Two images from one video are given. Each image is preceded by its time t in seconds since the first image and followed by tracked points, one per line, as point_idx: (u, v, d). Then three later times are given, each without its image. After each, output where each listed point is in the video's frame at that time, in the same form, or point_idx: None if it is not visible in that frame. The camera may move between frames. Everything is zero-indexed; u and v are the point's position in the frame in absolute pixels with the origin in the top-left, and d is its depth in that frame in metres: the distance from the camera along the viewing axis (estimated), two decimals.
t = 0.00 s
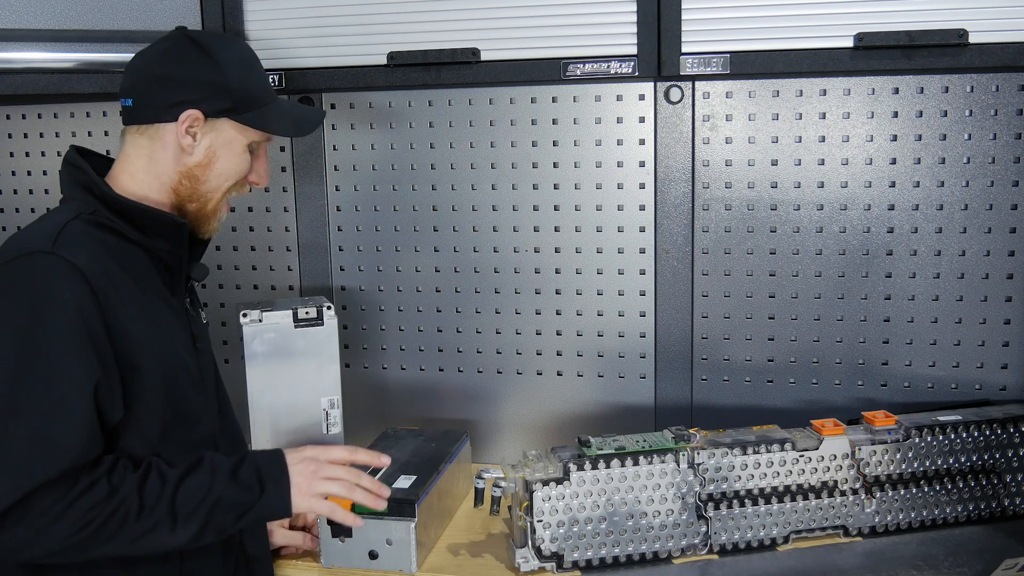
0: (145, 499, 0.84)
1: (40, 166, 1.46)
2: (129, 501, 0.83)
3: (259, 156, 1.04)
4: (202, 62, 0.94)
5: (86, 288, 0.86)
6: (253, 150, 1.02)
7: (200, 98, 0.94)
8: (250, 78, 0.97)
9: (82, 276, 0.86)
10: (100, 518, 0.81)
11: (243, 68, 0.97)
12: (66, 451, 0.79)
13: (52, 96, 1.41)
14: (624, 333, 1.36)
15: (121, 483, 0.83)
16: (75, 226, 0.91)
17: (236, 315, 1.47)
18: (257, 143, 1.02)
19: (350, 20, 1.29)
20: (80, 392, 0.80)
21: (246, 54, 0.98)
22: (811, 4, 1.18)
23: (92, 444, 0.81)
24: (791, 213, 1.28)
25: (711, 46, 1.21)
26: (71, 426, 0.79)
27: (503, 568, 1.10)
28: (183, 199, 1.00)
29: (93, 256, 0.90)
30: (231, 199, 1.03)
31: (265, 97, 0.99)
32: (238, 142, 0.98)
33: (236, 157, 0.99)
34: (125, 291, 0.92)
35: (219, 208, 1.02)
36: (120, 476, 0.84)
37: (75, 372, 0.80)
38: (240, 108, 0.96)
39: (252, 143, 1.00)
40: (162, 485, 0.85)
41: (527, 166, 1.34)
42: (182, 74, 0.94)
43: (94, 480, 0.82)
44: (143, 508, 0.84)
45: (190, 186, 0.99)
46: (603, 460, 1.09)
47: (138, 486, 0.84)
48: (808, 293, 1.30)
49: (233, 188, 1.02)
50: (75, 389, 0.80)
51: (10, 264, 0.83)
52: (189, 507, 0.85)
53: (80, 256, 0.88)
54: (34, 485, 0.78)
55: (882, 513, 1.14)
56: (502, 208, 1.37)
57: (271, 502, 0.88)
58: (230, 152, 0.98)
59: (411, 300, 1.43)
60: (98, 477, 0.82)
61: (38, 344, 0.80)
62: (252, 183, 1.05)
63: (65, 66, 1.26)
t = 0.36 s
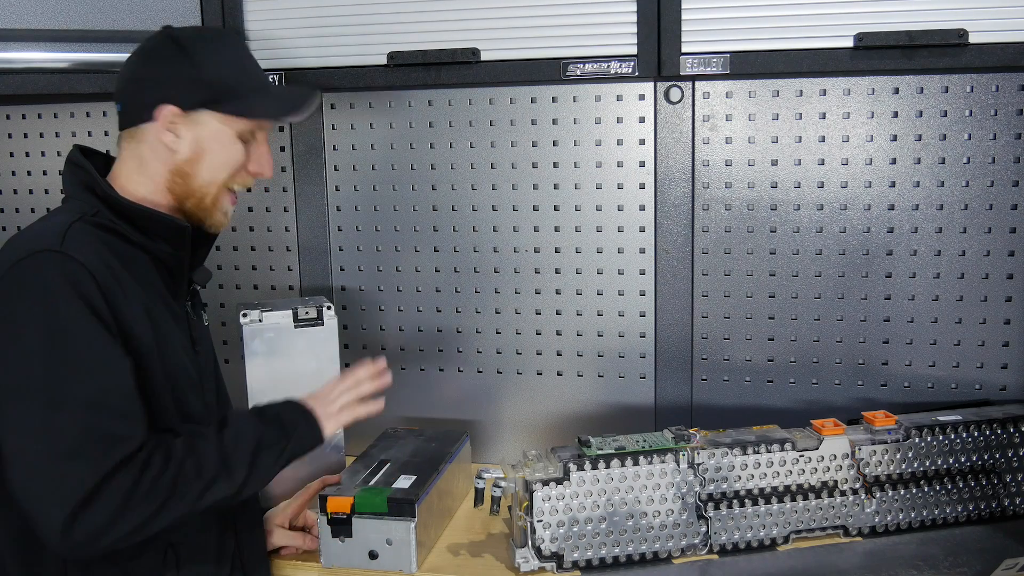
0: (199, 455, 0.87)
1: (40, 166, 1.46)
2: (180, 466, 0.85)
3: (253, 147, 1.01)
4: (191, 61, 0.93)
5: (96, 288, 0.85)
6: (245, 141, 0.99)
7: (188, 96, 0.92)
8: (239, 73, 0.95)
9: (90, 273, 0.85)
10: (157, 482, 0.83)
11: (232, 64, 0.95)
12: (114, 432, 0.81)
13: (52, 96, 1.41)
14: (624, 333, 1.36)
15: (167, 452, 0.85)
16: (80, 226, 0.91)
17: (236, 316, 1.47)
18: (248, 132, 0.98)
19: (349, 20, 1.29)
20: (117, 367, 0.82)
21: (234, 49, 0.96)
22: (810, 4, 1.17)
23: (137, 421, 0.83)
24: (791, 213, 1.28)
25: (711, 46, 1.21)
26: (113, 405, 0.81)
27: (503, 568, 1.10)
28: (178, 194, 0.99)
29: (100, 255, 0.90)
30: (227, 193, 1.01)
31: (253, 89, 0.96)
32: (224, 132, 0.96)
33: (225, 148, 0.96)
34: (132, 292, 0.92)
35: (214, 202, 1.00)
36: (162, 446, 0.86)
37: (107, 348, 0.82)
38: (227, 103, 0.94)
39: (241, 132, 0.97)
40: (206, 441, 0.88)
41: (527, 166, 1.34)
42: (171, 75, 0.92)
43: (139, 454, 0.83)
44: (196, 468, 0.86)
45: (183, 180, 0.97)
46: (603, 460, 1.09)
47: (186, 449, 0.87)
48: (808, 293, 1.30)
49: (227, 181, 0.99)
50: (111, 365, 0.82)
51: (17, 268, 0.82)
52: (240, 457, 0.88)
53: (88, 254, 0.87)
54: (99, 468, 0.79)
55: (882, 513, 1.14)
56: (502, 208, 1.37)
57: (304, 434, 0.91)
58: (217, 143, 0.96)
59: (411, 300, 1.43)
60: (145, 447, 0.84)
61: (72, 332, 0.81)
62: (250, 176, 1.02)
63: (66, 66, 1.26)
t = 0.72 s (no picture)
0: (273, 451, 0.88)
1: (40, 166, 1.46)
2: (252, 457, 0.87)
3: (158, 106, 0.93)
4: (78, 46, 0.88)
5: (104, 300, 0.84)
6: (145, 105, 0.92)
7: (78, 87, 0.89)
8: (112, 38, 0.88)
9: (99, 287, 0.84)
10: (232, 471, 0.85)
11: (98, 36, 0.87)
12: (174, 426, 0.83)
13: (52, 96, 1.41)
14: (624, 333, 1.36)
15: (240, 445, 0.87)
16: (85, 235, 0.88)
17: (236, 316, 1.47)
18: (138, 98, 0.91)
19: (349, 20, 1.29)
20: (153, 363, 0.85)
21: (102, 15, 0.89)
22: (811, 4, 1.17)
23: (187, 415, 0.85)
24: (791, 213, 1.28)
25: (711, 46, 1.21)
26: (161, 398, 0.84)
27: (504, 568, 1.10)
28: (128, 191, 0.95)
29: (107, 266, 0.88)
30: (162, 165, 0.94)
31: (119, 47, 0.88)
32: (112, 106, 0.90)
33: (125, 122, 0.91)
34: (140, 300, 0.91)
35: (154, 180, 0.94)
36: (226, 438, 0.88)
37: (138, 346, 0.83)
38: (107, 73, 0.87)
39: (127, 101, 0.91)
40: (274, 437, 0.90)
41: (527, 166, 1.34)
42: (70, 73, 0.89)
43: (210, 448, 0.85)
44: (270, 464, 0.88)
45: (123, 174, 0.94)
46: (603, 460, 1.09)
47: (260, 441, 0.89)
48: (808, 293, 1.30)
49: (151, 154, 0.93)
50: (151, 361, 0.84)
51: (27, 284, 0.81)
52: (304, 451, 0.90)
53: (96, 268, 0.86)
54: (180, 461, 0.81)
55: (882, 513, 1.14)
56: (502, 208, 1.37)
57: (346, 432, 0.96)
58: (116, 121, 0.91)
59: (411, 300, 1.43)
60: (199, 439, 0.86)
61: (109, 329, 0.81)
62: (176, 137, 0.94)
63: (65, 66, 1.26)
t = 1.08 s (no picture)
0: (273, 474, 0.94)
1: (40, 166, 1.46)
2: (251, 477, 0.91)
3: (114, 118, 0.92)
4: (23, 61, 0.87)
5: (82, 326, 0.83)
6: (100, 118, 0.91)
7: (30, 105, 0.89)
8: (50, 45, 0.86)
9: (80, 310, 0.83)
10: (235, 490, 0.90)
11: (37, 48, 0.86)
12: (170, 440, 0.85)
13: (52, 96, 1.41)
14: (624, 333, 1.36)
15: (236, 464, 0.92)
16: (64, 251, 0.88)
17: (236, 316, 1.47)
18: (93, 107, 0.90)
19: (349, 20, 1.29)
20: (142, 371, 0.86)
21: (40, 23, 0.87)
22: (811, 4, 1.17)
23: (182, 429, 0.88)
24: (791, 213, 1.28)
25: (711, 46, 1.21)
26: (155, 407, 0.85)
27: (504, 568, 1.10)
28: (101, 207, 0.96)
29: (86, 285, 0.87)
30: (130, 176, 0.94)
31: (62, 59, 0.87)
32: (70, 124, 0.90)
33: (84, 139, 0.91)
34: (122, 318, 0.90)
35: (124, 194, 0.94)
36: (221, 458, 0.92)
37: (126, 364, 0.83)
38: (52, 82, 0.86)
39: (84, 113, 0.90)
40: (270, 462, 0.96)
41: (527, 166, 1.34)
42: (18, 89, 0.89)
43: (213, 470, 0.88)
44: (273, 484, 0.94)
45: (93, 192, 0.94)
46: (603, 460, 1.09)
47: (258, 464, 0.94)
48: (808, 293, 1.30)
49: (116, 167, 0.93)
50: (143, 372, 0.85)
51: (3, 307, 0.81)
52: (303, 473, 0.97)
53: (73, 289, 0.85)
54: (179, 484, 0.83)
55: (882, 513, 1.14)
56: (502, 208, 1.37)
57: (347, 480, 1.03)
58: (76, 138, 0.90)
59: (411, 300, 1.43)
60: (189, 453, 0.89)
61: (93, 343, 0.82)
62: (138, 148, 0.94)
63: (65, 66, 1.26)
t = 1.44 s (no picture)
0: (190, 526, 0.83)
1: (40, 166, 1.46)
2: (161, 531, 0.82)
3: (95, 105, 0.94)
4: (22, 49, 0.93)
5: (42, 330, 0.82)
6: (83, 104, 0.94)
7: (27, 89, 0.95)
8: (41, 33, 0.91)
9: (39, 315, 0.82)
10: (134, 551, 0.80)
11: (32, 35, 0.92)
12: (69, 491, 0.79)
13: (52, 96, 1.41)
14: (624, 333, 1.36)
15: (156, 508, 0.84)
16: (36, 251, 0.87)
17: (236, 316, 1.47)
18: (77, 92, 0.93)
19: (348, 20, 1.29)
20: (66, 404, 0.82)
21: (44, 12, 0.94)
22: (811, 4, 1.17)
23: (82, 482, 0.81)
24: (791, 213, 1.28)
25: (711, 46, 1.21)
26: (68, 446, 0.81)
27: (504, 568, 1.10)
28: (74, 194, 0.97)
29: (52, 287, 0.86)
30: (97, 167, 0.93)
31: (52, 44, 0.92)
32: (52, 105, 0.93)
33: (61, 122, 0.93)
34: (90, 320, 0.89)
35: (91, 180, 0.94)
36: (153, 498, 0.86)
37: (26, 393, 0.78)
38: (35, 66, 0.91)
39: (68, 96, 0.93)
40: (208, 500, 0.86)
41: (527, 166, 1.34)
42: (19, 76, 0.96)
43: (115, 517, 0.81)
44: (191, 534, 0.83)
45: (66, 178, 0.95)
46: (603, 460, 1.09)
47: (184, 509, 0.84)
48: (808, 293, 1.30)
49: (86, 155, 0.93)
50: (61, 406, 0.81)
51: None
52: (223, 526, 0.84)
53: (37, 293, 0.84)
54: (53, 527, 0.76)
55: (882, 513, 1.14)
56: (502, 208, 1.37)
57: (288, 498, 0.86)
58: (55, 120, 0.93)
59: (411, 300, 1.43)
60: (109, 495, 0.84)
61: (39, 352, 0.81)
62: (110, 139, 0.94)
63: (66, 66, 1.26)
